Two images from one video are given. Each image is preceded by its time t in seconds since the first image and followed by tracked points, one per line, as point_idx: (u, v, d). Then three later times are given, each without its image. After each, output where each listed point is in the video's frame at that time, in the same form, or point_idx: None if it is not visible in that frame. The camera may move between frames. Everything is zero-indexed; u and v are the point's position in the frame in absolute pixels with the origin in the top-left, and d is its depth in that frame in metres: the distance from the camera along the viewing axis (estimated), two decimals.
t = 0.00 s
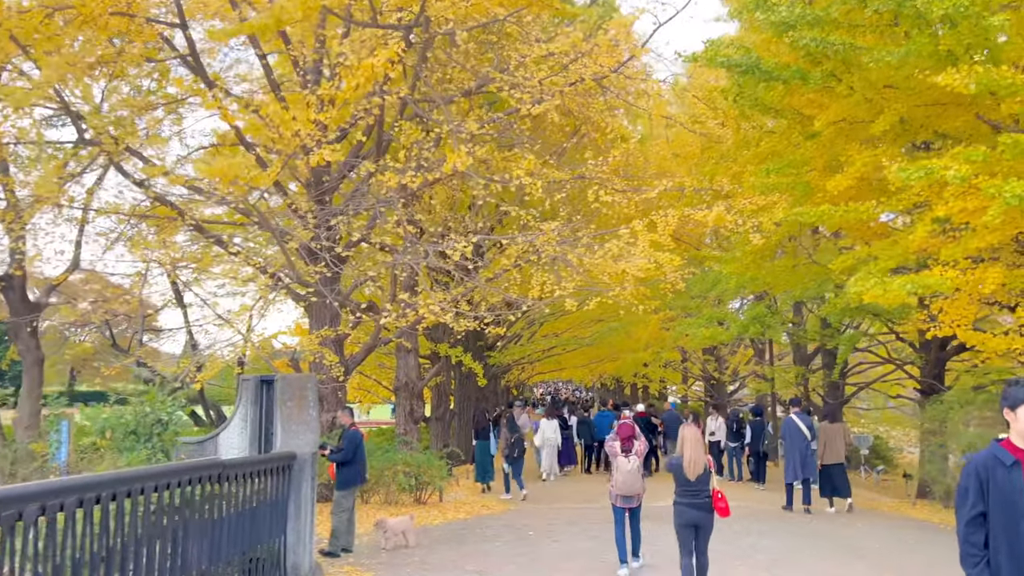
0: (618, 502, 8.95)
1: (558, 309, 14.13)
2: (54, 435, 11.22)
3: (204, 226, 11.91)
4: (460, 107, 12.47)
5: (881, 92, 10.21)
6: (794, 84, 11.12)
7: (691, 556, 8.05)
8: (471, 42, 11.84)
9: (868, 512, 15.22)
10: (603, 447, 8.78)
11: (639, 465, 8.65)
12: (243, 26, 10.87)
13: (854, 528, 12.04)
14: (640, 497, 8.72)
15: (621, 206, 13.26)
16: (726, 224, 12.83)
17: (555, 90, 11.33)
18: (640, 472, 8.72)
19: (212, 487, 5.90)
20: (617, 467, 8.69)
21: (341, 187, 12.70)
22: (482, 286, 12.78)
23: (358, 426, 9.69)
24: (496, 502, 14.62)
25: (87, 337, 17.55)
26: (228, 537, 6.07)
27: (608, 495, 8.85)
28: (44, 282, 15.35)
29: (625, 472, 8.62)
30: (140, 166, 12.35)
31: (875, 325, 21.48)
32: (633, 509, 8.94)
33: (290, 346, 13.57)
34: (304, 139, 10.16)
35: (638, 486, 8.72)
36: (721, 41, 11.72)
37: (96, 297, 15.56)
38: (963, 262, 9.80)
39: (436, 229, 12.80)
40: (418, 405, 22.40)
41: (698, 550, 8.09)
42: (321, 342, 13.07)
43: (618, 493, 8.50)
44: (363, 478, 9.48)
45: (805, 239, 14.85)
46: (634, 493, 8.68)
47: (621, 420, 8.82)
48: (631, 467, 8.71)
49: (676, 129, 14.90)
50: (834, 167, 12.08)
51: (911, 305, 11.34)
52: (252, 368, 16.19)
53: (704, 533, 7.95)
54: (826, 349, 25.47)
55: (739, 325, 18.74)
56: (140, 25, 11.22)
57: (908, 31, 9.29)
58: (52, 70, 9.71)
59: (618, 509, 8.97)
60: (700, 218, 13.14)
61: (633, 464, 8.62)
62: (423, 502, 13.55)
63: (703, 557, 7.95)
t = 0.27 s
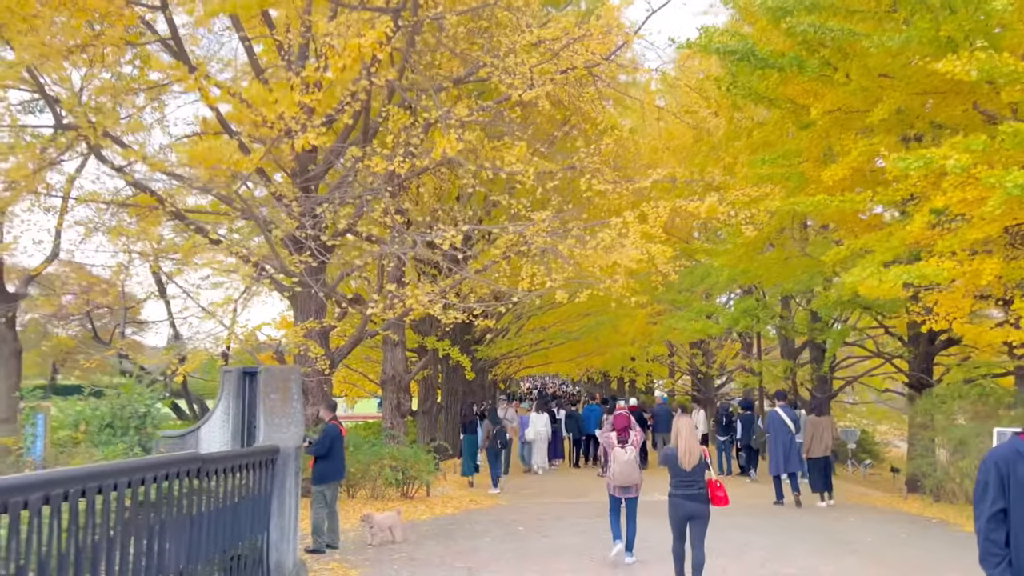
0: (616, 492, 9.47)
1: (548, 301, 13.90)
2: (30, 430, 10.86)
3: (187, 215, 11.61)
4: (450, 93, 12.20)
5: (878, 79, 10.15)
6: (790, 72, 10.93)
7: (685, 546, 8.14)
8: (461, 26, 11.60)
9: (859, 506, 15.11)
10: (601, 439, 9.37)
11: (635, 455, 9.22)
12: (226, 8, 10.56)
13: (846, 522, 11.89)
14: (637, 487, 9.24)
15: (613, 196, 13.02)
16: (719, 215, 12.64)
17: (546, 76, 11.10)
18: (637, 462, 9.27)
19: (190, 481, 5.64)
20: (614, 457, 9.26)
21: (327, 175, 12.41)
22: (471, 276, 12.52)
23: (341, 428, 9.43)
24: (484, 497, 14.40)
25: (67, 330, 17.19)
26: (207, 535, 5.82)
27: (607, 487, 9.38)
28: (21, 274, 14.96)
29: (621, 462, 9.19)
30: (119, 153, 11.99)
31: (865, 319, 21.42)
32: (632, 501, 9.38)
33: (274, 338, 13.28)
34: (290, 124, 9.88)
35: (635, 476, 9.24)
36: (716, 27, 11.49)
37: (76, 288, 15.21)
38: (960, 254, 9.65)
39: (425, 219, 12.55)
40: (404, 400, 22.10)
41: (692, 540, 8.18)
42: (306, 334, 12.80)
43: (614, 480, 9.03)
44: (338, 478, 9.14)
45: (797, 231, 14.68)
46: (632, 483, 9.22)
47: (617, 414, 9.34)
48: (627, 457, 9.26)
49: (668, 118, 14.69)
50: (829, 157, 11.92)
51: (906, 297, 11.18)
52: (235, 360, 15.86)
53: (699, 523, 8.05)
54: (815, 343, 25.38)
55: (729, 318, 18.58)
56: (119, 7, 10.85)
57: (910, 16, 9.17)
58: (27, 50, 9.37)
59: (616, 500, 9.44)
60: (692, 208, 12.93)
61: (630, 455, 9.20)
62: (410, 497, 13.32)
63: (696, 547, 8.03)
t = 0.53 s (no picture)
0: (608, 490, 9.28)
1: (535, 297, 13.67)
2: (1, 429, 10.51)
3: (167, 207, 11.31)
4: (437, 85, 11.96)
5: (873, 72, 10.07)
6: (784, 65, 10.77)
7: (677, 545, 7.99)
8: (449, 15, 11.36)
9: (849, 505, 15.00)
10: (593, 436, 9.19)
11: (627, 453, 9.02)
12: None
13: (838, 521, 11.75)
14: (629, 485, 9.06)
15: (603, 191, 12.81)
16: (709, 211, 12.47)
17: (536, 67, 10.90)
18: (630, 460, 9.08)
19: (167, 482, 5.38)
20: (605, 455, 9.07)
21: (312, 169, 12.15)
22: (458, 271, 12.27)
23: (313, 431, 8.92)
24: (470, 496, 14.17)
25: (45, 327, 16.83)
26: (184, 537, 5.56)
27: (599, 484, 9.20)
28: None
29: (613, 460, 9.00)
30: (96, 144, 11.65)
31: (852, 317, 21.34)
32: (623, 498, 9.21)
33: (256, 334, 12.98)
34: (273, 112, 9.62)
35: (627, 474, 9.05)
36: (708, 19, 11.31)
37: (53, 284, 14.87)
38: (955, 250, 9.54)
39: (412, 213, 12.30)
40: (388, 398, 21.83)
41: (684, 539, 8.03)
42: (289, 330, 12.52)
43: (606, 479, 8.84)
44: (298, 482, 8.70)
45: (787, 228, 14.54)
46: (624, 481, 9.03)
47: (610, 411, 9.19)
48: (620, 455, 9.06)
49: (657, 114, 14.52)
50: (821, 152, 11.80)
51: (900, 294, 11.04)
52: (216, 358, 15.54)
53: (690, 523, 7.91)
54: (801, 342, 25.33)
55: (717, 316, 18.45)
56: None
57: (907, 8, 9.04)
58: None
59: (607, 498, 9.26)
60: (682, 204, 12.77)
61: (622, 452, 9.01)
62: (395, 497, 13.06)
63: (688, 547, 7.89)
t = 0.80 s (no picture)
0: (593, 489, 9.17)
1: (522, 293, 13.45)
2: None
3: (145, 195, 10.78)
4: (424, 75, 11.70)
5: (868, 65, 9.98)
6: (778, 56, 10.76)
7: (665, 540, 7.89)
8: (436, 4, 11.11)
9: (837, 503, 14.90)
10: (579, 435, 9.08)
11: (614, 452, 8.88)
12: None
13: (828, 521, 11.60)
14: (616, 484, 8.95)
15: (592, 185, 12.60)
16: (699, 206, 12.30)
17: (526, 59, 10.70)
18: (617, 459, 8.96)
19: (141, 482, 5.13)
20: (592, 454, 8.90)
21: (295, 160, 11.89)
22: (443, 266, 12.03)
23: (287, 428, 8.56)
24: (456, 495, 13.96)
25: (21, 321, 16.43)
26: (159, 540, 5.30)
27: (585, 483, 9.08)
28: None
29: (600, 459, 8.87)
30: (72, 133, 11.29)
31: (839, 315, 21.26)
32: (610, 497, 9.10)
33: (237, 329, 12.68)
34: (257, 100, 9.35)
35: (614, 473, 8.93)
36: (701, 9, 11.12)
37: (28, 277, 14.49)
38: (950, 246, 9.41)
39: (397, 206, 12.06)
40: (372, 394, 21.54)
41: (672, 536, 7.93)
42: (271, 325, 12.24)
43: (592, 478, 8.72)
44: (277, 480, 8.43)
45: (777, 224, 14.39)
46: (611, 480, 8.91)
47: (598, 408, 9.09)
48: (607, 454, 8.94)
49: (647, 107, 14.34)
50: (813, 147, 11.66)
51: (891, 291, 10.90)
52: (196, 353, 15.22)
53: (679, 518, 7.81)
54: (787, 340, 25.27)
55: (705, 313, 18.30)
56: None
57: None
58: None
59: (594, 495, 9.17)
60: (672, 199, 12.58)
61: (609, 452, 8.86)
62: (378, 495, 12.82)
63: (677, 543, 7.78)
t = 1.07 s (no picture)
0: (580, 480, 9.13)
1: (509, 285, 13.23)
2: None
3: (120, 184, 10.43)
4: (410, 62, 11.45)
5: (862, 55, 9.83)
6: (770, 44, 10.74)
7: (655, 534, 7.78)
8: None
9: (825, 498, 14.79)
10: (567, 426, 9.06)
11: (600, 443, 8.83)
12: None
13: (818, 516, 11.46)
14: (602, 475, 8.92)
15: (581, 175, 12.39)
16: (689, 197, 12.12)
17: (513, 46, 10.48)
18: (603, 450, 8.89)
19: (113, 475, 4.88)
20: (578, 445, 8.88)
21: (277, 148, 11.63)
22: (429, 256, 11.79)
23: (269, 421, 8.30)
24: (440, 490, 13.75)
25: None
26: (130, 536, 5.06)
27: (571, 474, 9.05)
28: None
29: (586, 450, 8.82)
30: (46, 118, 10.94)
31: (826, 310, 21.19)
32: (596, 489, 9.07)
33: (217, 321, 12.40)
34: (237, 84, 9.08)
35: (600, 464, 8.88)
36: None
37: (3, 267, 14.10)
38: (943, 238, 9.27)
39: (382, 195, 11.81)
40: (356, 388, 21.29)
41: (661, 529, 7.82)
42: (252, 317, 12.00)
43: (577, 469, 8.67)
44: (258, 474, 8.20)
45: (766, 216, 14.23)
46: (597, 471, 8.87)
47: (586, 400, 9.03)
48: (593, 445, 8.88)
49: (636, 99, 14.16)
50: (805, 138, 11.52)
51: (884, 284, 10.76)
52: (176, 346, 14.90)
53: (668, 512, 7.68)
54: (773, 335, 25.21)
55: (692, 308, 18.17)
56: None
57: None
58: None
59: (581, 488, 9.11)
60: (661, 191, 12.41)
61: (595, 442, 8.81)
62: (362, 490, 12.58)
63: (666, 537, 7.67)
